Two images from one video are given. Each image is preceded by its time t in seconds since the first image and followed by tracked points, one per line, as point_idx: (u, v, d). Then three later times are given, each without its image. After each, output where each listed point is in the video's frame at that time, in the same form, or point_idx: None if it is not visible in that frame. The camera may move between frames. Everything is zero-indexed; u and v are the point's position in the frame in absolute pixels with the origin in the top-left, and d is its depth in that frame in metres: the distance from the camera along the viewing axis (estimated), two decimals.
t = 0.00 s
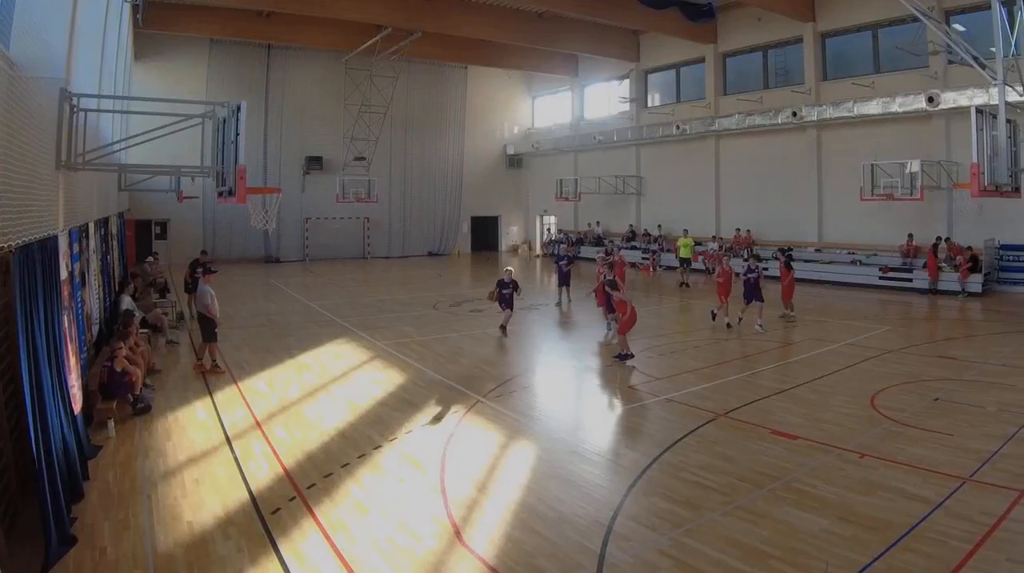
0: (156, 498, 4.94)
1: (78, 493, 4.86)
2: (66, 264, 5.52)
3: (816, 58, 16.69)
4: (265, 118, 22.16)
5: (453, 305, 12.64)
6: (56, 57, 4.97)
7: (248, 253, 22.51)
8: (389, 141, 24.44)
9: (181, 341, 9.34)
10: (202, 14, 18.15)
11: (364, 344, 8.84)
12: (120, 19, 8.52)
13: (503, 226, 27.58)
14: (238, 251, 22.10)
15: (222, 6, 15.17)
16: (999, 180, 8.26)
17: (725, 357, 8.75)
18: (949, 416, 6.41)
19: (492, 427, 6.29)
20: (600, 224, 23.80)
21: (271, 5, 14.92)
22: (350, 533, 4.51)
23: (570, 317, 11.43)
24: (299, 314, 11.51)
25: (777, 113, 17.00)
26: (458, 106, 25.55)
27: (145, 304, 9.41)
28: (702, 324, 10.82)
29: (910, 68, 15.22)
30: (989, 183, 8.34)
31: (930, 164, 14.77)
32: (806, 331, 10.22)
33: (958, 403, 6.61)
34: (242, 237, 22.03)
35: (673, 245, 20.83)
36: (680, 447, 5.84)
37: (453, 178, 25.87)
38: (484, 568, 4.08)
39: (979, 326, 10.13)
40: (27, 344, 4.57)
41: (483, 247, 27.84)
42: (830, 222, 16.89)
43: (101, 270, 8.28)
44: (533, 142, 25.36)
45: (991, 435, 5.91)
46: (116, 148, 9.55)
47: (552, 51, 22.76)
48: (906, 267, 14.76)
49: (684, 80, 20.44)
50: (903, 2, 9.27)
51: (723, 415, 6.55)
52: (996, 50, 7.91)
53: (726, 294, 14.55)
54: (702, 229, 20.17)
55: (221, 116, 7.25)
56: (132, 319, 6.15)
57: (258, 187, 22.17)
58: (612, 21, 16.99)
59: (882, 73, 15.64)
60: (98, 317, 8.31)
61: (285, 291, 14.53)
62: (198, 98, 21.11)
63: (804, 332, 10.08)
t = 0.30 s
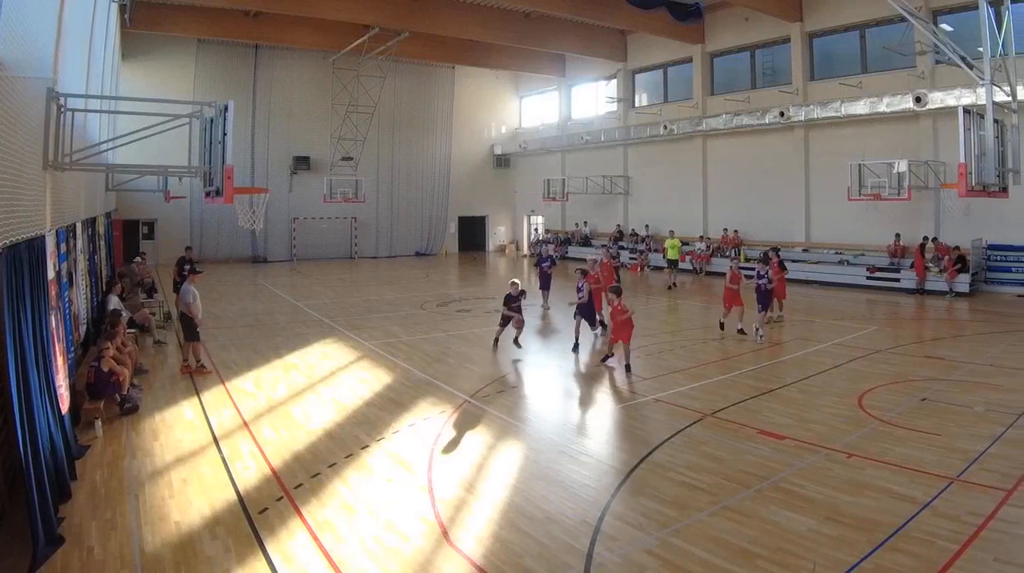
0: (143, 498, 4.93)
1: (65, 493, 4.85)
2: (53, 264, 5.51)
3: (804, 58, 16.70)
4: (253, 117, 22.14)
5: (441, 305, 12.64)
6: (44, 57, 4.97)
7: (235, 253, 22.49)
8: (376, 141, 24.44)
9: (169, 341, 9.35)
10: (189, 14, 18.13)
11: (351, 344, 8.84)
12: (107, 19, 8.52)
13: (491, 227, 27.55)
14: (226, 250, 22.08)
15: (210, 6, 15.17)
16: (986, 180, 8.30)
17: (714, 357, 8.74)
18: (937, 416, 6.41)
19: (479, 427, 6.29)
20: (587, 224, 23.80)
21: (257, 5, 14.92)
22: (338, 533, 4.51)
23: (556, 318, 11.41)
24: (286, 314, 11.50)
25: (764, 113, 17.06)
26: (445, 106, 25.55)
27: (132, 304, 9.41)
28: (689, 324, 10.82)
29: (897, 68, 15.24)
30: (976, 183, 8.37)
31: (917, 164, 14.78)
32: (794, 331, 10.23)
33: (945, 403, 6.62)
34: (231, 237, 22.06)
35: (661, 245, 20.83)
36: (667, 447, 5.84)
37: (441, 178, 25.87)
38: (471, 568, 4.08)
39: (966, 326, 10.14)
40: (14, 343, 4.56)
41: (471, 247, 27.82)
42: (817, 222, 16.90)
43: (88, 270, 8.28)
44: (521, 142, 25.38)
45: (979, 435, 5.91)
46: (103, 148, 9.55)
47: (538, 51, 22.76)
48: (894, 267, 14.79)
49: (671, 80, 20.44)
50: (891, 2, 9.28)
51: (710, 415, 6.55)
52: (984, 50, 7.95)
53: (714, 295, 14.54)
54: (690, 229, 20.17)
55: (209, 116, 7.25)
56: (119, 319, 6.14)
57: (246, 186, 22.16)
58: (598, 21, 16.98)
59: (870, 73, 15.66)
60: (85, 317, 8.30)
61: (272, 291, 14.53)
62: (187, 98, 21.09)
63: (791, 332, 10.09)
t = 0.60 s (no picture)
0: (130, 498, 4.94)
1: (53, 493, 4.85)
2: (41, 264, 5.51)
3: (792, 58, 16.72)
4: (241, 116, 22.13)
5: (428, 305, 12.65)
6: (32, 57, 4.97)
7: (222, 253, 22.47)
8: (364, 141, 24.41)
9: (156, 341, 9.36)
10: (175, 14, 18.11)
11: (339, 344, 8.84)
12: (95, 19, 8.54)
13: (478, 227, 27.59)
14: (213, 250, 22.07)
15: (197, 6, 15.16)
16: (973, 180, 8.30)
17: (702, 357, 8.74)
18: (924, 416, 6.41)
19: (467, 427, 6.29)
20: (575, 224, 23.80)
21: (244, 5, 14.91)
22: (325, 533, 4.51)
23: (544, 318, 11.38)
24: (274, 314, 11.51)
25: (752, 113, 17.08)
26: (432, 106, 25.56)
27: (120, 304, 9.42)
28: (677, 324, 10.82)
29: (885, 68, 15.24)
30: (963, 183, 8.34)
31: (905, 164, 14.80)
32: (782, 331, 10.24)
33: (932, 403, 6.63)
34: (218, 237, 22.10)
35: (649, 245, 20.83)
36: (655, 447, 5.84)
37: (429, 177, 25.87)
38: (459, 568, 4.08)
39: (953, 326, 10.15)
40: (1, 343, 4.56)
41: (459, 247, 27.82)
42: (805, 222, 16.91)
43: (76, 270, 8.28)
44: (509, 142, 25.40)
45: (967, 435, 5.92)
46: (91, 148, 9.58)
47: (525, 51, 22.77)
48: (882, 267, 14.81)
49: (658, 80, 20.44)
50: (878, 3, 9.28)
51: (698, 415, 6.55)
52: (971, 50, 7.95)
53: (703, 295, 14.54)
54: (678, 229, 20.17)
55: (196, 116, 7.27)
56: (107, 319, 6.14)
57: (234, 186, 22.15)
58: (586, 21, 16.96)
59: (858, 73, 15.67)
60: (72, 317, 8.30)
61: (259, 291, 14.53)
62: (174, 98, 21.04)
63: (780, 332, 10.09)
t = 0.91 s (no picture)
0: (118, 498, 4.94)
1: (41, 493, 4.85)
2: (29, 264, 5.51)
3: (781, 58, 16.72)
4: (229, 115, 22.13)
5: (416, 305, 12.65)
6: (20, 57, 4.97)
7: (210, 253, 22.45)
8: (352, 140, 24.42)
9: (145, 341, 9.38)
10: (164, 14, 18.13)
11: (328, 344, 8.85)
12: (84, 19, 8.53)
13: (467, 227, 27.66)
14: (202, 251, 22.04)
15: (184, 6, 15.15)
16: (961, 181, 8.20)
17: (691, 356, 8.75)
18: (913, 416, 6.41)
19: (455, 427, 6.29)
20: (563, 224, 23.80)
21: (232, 5, 14.91)
22: (314, 533, 4.51)
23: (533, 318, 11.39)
24: (262, 314, 11.51)
25: (740, 113, 17.10)
26: (421, 106, 25.59)
27: (108, 304, 9.42)
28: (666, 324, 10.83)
29: (873, 68, 15.26)
30: (952, 183, 8.31)
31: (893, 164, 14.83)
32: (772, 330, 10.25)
33: (921, 403, 6.63)
34: (207, 237, 22.11)
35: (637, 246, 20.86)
36: (643, 446, 5.85)
37: (417, 176, 25.87)
38: (447, 568, 4.08)
39: (941, 326, 10.15)
40: None
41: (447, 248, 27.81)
42: (793, 222, 16.93)
43: (64, 270, 8.28)
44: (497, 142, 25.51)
45: (955, 435, 5.92)
46: (80, 148, 9.59)
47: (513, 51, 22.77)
48: (870, 266, 14.79)
49: (647, 80, 20.44)
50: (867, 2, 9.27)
51: (686, 415, 6.55)
52: (960, 50, 7.92)
53: (692, 295, 14.55)
54: (667, 229, 20.17)
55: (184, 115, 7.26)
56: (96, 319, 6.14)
57: (222, 186, 22.14)
58: (576, 22, 16.97)
59: (846, 73, 15.69)
60: (61, 317, 8.31)
61: (247, 291, 14.53)
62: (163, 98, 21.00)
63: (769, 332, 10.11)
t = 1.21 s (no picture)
0: (106, 498, 4.93)
1: (29, 493, 4.84)
2: (17, 264, 5.50)
3: (768, 58, 16.72)
4: (216, 115, 22.12)
5: (404, 305, 12.65)
6: (7, 57, 4.96)
7: (197, 253, 22.43)
8: (340, 140, 24.44)
9: (132, 341, 9.39)
10: (152, 13, 18.15)
11: (315, 344, 8.85)
12: (70, 20, 8.53)
13: (454, 227, 27.66)
14: (189, 251, 22.01)
15: (172, 6, 15.15)
16: (949, 181, 8.25)
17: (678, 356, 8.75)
18: (900, 416, 6.41)
19: (443, 426, 6.29)
20: (551, 224, 23.79)
21: (218, 5, 14.92)
22: (301, 533, 4.51)
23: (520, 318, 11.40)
24: (249, 314, 11.51)
25: (727, 113, 17.11)
26: (408, 107, 25.60)
27: (95, 305, 9.43)
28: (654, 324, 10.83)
29: (861, 68, 15.28)
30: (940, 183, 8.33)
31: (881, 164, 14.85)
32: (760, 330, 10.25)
33: (908, 403, 6.62)
34: (195, 237, 22.09)
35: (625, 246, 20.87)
36: (631, 446, 5.85)
37: (405, 175, 25.87)
38: (434, 568, 4.08)
39: (929, 326, 10.16)
40: None
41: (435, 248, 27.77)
42: (781, 222, 16.94)
43: (51, 270, 8.28)
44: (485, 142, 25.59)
45: (943, 435, 5.92)
46: (66, 148, 9.60)
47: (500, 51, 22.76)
48: (858, 267, 14.93)
49: (634, 80, 20.44)
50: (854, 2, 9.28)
51: (673, 415, 6.55)
52: (948, 49, 7.95)
53: (681, 295, 14.56)
54: (655, 229, 20.16)
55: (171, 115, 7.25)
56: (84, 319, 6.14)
57: (209, 186, 22.11)
58: (563, 23, 16.98)
59: (833, 73, 15.70)
60: (48, 318, 8.31)
61: (234, 291, 14.53)
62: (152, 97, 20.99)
63: (757, 332, 10.11)
